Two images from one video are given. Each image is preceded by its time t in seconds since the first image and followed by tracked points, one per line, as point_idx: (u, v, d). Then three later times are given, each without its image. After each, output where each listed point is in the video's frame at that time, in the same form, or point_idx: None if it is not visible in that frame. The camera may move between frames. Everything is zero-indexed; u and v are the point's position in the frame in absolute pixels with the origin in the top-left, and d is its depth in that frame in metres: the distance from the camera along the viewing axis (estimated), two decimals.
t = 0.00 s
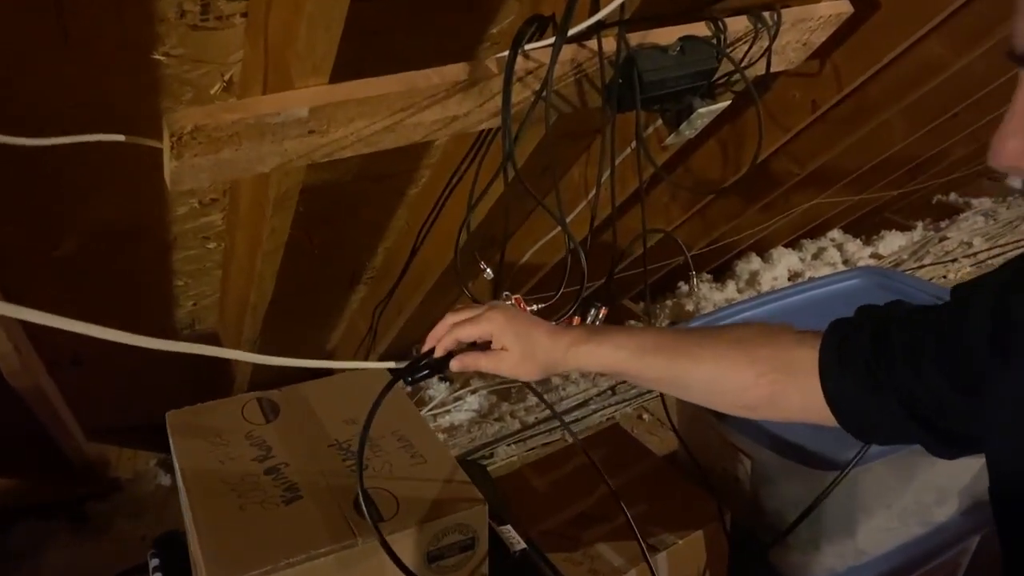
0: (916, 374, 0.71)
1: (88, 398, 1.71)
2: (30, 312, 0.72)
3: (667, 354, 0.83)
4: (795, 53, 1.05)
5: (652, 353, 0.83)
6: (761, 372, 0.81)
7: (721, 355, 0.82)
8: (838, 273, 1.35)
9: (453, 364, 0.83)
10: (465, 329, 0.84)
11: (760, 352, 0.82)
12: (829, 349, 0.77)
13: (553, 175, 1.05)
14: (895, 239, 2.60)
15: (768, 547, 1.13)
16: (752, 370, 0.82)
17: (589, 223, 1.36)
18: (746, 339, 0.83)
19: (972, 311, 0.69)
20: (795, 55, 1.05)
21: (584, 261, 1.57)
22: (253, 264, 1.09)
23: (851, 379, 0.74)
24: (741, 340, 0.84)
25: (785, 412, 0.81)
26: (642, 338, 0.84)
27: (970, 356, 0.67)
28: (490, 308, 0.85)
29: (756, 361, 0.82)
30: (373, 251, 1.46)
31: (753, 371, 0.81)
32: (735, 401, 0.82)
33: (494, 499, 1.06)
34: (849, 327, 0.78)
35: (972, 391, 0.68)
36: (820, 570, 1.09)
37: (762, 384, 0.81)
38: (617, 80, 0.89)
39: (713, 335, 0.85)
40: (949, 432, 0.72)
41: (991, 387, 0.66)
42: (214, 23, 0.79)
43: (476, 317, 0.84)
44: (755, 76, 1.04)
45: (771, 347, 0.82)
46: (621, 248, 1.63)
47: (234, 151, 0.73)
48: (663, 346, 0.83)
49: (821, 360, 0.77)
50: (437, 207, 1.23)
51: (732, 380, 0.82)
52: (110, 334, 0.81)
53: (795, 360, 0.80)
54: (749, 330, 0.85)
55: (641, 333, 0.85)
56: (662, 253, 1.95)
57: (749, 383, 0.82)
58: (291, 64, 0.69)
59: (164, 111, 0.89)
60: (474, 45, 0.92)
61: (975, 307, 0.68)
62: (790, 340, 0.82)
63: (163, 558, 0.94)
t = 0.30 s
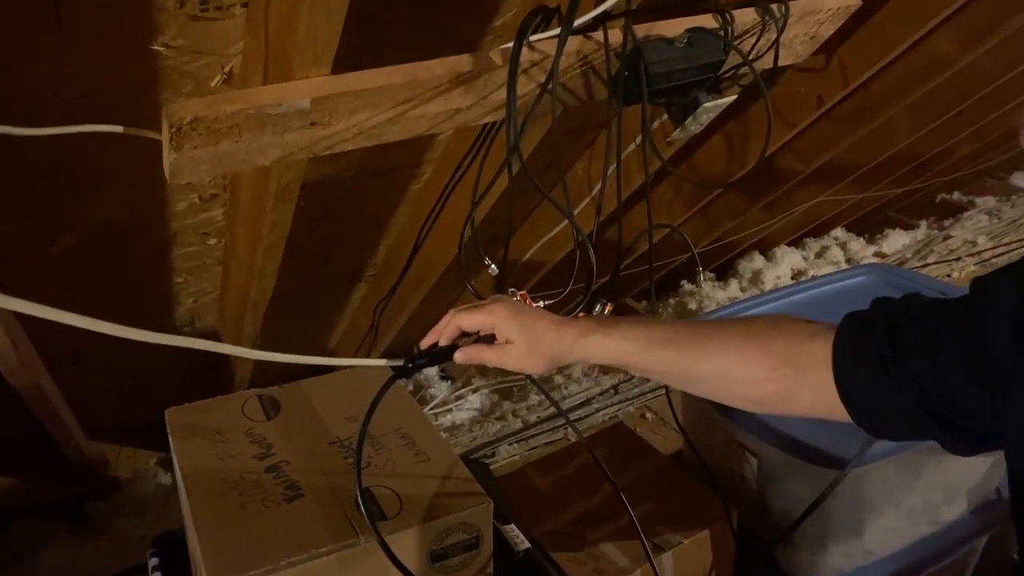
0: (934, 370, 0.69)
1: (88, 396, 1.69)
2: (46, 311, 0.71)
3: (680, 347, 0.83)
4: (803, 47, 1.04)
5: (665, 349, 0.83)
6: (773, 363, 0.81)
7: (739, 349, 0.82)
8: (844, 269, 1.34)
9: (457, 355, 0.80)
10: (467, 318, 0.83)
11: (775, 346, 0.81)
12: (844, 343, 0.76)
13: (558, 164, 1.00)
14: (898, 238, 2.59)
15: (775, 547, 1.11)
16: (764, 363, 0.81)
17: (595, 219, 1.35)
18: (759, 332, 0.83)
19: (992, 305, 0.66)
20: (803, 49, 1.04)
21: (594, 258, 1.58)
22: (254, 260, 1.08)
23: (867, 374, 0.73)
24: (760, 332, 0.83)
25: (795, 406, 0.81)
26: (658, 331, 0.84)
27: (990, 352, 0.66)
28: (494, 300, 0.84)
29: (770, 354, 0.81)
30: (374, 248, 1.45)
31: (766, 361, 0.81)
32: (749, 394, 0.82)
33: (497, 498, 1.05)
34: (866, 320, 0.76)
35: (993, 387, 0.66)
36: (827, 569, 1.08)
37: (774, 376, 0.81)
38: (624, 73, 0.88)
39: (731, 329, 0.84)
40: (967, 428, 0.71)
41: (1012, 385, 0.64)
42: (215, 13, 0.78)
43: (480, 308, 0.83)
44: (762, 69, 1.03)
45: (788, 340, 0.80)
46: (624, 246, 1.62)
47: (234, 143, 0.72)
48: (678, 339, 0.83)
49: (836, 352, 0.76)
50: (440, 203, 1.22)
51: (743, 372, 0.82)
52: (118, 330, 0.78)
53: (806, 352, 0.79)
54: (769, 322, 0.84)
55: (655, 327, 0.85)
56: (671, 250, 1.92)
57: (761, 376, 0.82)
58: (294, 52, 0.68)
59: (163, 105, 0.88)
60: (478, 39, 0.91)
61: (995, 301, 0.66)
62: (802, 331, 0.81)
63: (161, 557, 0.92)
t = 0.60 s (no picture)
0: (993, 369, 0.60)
1: (89, 394, 1.69)
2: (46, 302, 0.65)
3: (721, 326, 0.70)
4: (810, 42, 1.03)
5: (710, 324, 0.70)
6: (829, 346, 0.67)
7: (799, 328, 0.68)
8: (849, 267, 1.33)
9: (527, 303, 0.79)
10: (544, 265, 0.78)
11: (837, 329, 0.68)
12: (890, 334, 0.66)
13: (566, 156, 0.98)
14: (901, 237, 2.59)
15: (781, 547, 1.10)
16: (825, 344, 0.67)
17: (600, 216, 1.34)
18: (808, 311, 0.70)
19: None
20: (810, 44, 1.03)
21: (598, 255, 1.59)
22: (256, 256, 1.07)
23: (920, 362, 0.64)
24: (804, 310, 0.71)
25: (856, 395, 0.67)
26: (702, 303, 0.71)
27: None
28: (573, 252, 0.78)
29: (832, 337, 0.67)
30: (377, 246, 1.44)
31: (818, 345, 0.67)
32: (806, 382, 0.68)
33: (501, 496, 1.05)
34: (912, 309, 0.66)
35: None
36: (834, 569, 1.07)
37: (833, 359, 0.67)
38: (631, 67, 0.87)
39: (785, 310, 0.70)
40: None
41: None
42: (218, 7, 0.78)
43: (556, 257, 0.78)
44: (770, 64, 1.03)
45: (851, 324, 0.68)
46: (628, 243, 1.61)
47: (237, 137, 0.71)
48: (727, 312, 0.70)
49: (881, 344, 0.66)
50: (444, 198, 1.21)
51: (801, 354, 0.67)
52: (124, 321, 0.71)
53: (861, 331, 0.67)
54: (825, 307, 0.71)
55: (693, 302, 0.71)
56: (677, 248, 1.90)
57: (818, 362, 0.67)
58: (298, 44, 0.67)
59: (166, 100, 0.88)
60: (483, 32, 0.91)
61: None
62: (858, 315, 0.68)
63: (164, 555, 0.92)
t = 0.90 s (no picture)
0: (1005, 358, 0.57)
1: (90, 392, 1.69)
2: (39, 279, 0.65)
3: (736, 307, 0.69)
4: (817, 34, 1.02)
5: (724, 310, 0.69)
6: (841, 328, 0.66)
7: (807, 309, 0.67)
8: (854, 264, 1.31)
9: (529, 308, 0.78)
10: (541, 271, 0.79)
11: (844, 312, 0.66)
12: (908, 313, 0.63)
13: (570, 147, 0.96)
14: (904, 234, 2.58)
15: (788, 544, 1.09)
16: (833, 326, 0.66)
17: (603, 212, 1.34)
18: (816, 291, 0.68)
19: None
20: (816, 36, 1.02)
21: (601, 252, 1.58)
22: (256, 252, 1.06)
23: (931, 351, 0.61)
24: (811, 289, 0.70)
25: (865, 373, 0.66)
26: (715, 287, 0.71)
27: None
28: (566, 254, 0.79)
29: (837, 319, 0.66)
30: (379, 242, 1.43)
31: (832, 327, 0.66)
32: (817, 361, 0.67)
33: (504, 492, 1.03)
34: (938, 288, 0.63)
35: None
36: (840, 567, 1.06)
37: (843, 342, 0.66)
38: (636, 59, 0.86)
39: (800, 289, 0.69)
40: None
41: None
42: None
43: (553, 261, 0.79)
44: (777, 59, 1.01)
45: (855, 303, 0.66)
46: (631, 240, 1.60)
47: (238, 128, 0.70)
48: (737, 296, 0.69)
49: (897, 323, 0.63)
50: (447, 193, 1.20)
51: (810, 337, 0.67)
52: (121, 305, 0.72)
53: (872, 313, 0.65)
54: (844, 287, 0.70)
55: (706, 287, 0.72)
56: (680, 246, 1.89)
57: (829, 341, 0.66)
58: (301, 36, 0.66)
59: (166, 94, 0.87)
60: (487, 24, 0.90)
61: None
62: (871, 298, 0.66)
63: (164, 553, 0.91)
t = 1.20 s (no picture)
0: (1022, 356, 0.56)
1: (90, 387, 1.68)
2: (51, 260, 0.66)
3: (741, 301, 0.68)
4: (823, 26, 1.01)
5: (724, 305, 0.69)
6: (844, 324, 0.65)
7: (806, 304, 0.66)
8: (860, 258, 1.30)
9: (528, 304, 0.76)
10: (542, 266, 0.77)
11: (845, 306, 0.65)
12: (918, 308, 0.62)
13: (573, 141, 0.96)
14: (907, 231, 2.57)
15: (793, 541, 1.09)
16: (834, 321, 0.65)
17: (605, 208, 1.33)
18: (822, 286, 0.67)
19: None
20: (822, 28, 1.02)
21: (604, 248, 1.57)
22: (257, 245, 1.05)
23: (943, 348, 0.60)
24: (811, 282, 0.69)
25: (867, 368, 0.65)
26: (719, 281, 0.70)
27: None
28: (569, 249, 0.77)
29: (839, 313, 0.65)
30: (381, 237, 1.42)
31: (832, 325, 0.65)
32: (820, 355, 0.66)
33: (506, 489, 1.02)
34: (948, 283, 0.62)
35: None
36: (845, 563, 1.05)
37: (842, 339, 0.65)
38: (641, 49, 0.85)
39: (803, 284, 0.68)
40: None
41: None
42: None
43: (555, 256, 0.77)
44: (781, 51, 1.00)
45: (857, 298, 0.65)
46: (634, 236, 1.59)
47: (239, 117, 0.69)
48: (739, 290, 0.69)
49: (908, 318, 0.62)
50: (449, 187, 1.19)
51: (813, 333, 0.66)
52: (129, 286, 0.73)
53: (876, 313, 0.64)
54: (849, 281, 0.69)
55: (709, 281, 0.71)
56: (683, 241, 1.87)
57: (829, 337, 0.65)
58: (304, 21, 0.66)
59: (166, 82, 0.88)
60: (491, 15, 0.89)
61: None
62: (875, 292, 0.65)
63: (164, 547, 0.90)
